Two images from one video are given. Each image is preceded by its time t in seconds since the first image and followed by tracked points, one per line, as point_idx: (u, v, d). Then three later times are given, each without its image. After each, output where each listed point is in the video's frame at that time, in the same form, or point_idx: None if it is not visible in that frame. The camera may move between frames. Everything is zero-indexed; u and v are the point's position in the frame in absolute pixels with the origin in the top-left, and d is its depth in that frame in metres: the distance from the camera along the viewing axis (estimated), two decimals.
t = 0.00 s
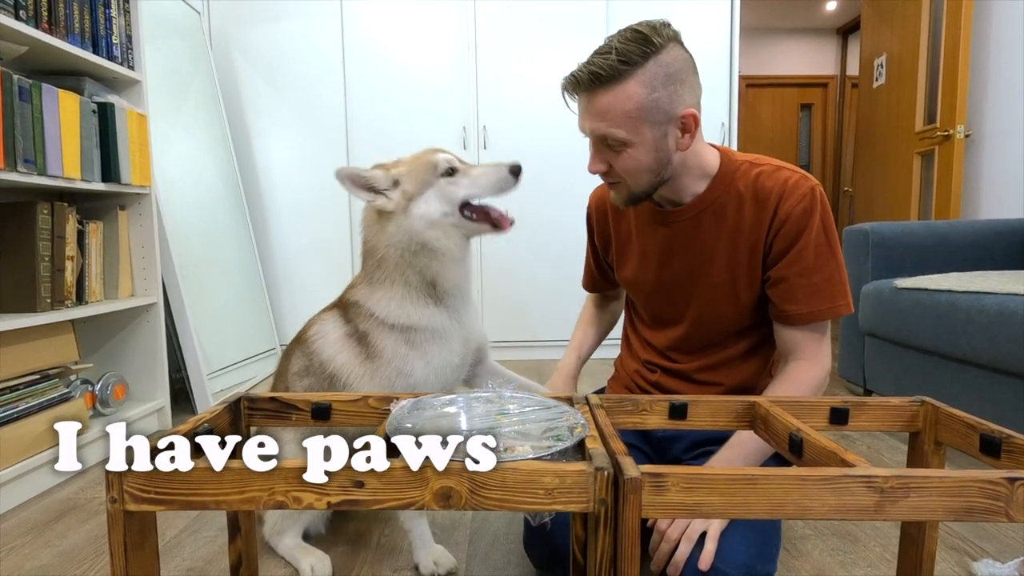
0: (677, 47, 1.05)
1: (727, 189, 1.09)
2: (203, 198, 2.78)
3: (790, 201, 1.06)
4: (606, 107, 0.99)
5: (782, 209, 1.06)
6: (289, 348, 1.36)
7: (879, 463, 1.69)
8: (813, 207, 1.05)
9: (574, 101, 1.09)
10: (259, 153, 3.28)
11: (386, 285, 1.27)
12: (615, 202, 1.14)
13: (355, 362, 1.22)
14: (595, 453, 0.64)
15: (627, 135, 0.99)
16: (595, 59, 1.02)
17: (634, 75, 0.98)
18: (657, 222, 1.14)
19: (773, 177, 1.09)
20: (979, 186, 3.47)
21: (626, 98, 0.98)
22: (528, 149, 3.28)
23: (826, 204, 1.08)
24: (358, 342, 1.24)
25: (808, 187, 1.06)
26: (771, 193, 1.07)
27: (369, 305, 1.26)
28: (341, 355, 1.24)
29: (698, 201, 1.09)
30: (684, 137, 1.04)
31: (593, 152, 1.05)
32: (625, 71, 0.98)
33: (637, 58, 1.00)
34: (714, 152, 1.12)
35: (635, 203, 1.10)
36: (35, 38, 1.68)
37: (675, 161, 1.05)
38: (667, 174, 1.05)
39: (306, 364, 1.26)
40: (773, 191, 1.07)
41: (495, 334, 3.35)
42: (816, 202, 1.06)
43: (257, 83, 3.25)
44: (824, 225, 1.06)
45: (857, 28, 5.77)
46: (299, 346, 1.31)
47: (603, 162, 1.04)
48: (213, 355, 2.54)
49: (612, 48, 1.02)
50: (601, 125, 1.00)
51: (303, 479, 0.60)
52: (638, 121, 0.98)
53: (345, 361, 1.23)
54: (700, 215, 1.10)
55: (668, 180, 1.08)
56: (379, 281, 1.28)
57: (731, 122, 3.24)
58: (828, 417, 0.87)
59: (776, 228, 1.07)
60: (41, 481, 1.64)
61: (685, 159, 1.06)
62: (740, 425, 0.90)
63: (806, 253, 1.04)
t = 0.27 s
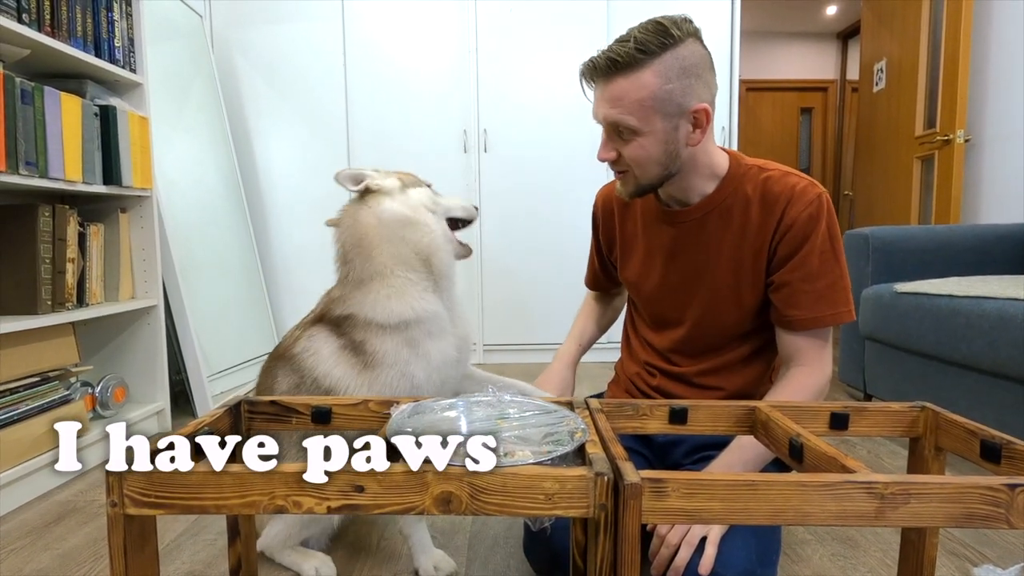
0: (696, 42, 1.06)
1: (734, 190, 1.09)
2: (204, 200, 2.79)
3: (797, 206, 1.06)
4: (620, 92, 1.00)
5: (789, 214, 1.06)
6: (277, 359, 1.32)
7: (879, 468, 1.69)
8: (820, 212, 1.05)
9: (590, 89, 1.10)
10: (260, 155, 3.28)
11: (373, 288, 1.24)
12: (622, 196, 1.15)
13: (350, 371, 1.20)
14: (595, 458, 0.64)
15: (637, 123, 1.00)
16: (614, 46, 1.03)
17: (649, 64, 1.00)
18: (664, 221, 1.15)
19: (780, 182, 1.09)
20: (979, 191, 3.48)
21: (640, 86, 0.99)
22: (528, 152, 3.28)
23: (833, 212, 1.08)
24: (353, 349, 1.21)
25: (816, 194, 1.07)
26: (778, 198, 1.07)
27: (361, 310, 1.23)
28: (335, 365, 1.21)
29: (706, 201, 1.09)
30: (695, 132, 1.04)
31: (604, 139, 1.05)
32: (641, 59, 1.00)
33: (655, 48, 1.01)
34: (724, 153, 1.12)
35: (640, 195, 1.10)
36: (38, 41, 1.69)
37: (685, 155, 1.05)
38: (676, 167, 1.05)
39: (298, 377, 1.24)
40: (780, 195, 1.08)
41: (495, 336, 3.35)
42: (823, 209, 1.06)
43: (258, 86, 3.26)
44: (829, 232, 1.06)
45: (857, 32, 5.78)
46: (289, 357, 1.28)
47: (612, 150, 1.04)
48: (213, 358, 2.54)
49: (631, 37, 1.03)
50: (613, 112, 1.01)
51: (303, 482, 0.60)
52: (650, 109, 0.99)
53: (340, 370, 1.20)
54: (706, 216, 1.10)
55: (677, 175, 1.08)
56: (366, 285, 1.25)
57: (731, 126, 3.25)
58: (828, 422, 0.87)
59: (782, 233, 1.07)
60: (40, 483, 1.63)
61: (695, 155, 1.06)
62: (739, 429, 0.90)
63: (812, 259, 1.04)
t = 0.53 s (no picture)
0: (705, 48, 1.05)
1: (744, 191, 1.09)
2: (206, 200, 2.79)
3: (807, 207, 1.06)
4: (632, 102, 0.98)
5: (800, 215, 1.06)
6: (272, 353, 1.31)
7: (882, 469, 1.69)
8: (830, 214, 1.05)
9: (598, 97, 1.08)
10: (262, 155, 3.29)
11: (398, 290, 1.33)
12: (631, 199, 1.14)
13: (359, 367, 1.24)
14: (598, 458, 0.64)
15: (650, 132, 0.99)
16: (625, 55, 1.02)
17: (661, 73, 0.99)
18: (674, 219, 1.15)
19: (791, 183, 1.09)
20: (981, 192, 3.47)
21: (652, 96, 0.98)
22: (531, 153, 3.28)
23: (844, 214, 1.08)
24: (364, 347, 1.26)
25: (827, 196, 1.07)
26: (788, 199, 1.07)
27: (380, 311, 1.30)
28: (345, 361, 1.25)
29: (716, 202, 1.09)
30: (706, 138, 1.04)
31: (614, 147, 1.04)
32: (653, 68, 0.99)
33: (665, 56, 1.00)
34: (733, 156, 1.12)
35: (651, 199, 1.10)
36: (42, 43, 1.69)
37: (695, 161, 1.05)
38: (686, 174, 1.05)
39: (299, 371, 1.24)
40: (791, 196, 1.07)
41: (497, 336, 3.35)
42: (834, 211, 1.06)
43: (260, 86, 3.26)
44: (839, 233, 1.06)
45: (859, 32, 5.78)
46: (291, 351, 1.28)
47: (623, 158, 1.03)
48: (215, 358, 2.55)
49: (641, 45, 1.02)
50: (624, 121, 0.99)
51: (306, 482, 0.60)
52: (662, 119, 0.98)
53: (350, 365, 1.24)
54: (716, 215, 1.10)
55: (687, 179, 1.08)
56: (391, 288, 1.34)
57: (733, 126, 3.24)
58: (831, 423, 0.87)
59: (792, 233, 1.07)
60: (44, 482, 1.64)
61: (706, 160, 1.06)
62: (742, 430, 0.90)
63: (821, 260, 1.04)
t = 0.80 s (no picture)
0: (716, 44, 1.04)
1: (754, 189, 1.09)
2: (205, 199, 2.79)
3: (817, 206, 1.07)
4: (646, 101, 0.97)
5: (809, 213, 1.07)
6: (271, 340, 1.38)
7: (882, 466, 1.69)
8: (838, 213, 1.06)
9: (607, 97, 1.07)
10: (262, 155, 3.29)
11: (383, 277, 1.44)
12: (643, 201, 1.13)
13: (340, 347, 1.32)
14: (598, 455, 0.64)
15: (664, 131, 0.98)
16: (636, 53, 1.00)
17: (674, 71, 0.98)
18: (683, 217, 1.14)
19: (800, 181, 1.09)
20: (982, 189, 3.47)
21: (666, 95, 0.97)
22: (531, 151, 3.28)
23: (851, 212, 1.09)
24: (351, 331, 1.34)
25: (835, 194, 1.08)
26: (798, 197, 1.08)
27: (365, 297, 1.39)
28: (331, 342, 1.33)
29: (726, 201, 1.10)
30: (720, 135, 1.04)
31: (627, 148, 1.03)
32: (666, 66, 0.97)
33: (678, 54, 0.99)
34: (741, 152, 1.13)
35: (664, 201, 1.09)
36: (41, 41, 1.69)
37: (708, 158, 1.05)
38: (700, 171, 1.05)
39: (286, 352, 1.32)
40: (800, 195, 1.08)
41: (497, 335, 3.35)
42: (842, 209, 1.07)
43: (260, 85, 3.26)
44: (847, 232, 1.07)
45: (859, 30, 5.77)
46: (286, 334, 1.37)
47: (637, 159, 1.03)
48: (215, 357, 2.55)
49: (653, 44, 1.01)
50: (638, 120, 0.98)
51: (305, 479, 0.60)
52: (676, 117, 0.98)
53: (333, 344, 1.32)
54: (725, 214, 1.10)
55: (700, 178, 1.07)
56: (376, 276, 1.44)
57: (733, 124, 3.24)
58: (831, 420, 0.87)
59: (801, 231, 1.08)
60: (44, 481, 1.64)
61: (718, 156, 1.06)
62: (742, 427, 0.90)
63: (828, 258, 1.05)
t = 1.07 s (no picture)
0: (733, 38, 1.05)
1: (767, 189, 1.09)
2: (208, 199, 2.79)
3: (830, 207, 1.06)
4: (664, 96, 0.97)
5: (822, 214, 1.07)
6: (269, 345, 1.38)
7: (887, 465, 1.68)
8: (851, 215, 1.06)
9: (622, 91, 1.07)
10: (265, 154, 3.29)
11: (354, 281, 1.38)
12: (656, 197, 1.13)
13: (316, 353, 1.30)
14: (601, 455, 0.64)
15: (682, 126, 0.98)
16: (653, 47, 1.00)
17: (692, 65, 0.98)
18: (693, 217, 1.14)
19: (812, 182, 1.09)
20: (986, 187, 3.46)
21: (685, 89, 0.97)
22: (534, 150, 3.28)
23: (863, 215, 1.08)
24: (332, 335, 1.31)
25: (847, 196, 1.07)
26: (810, 198, 1.08)
27: (342, 301, 1.36)
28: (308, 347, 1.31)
29: (738, 200, 1.10)
30: (737, 130, 1.05)
31: (642, 143, 1.03)
32: (684, 61, 0.97)
33: (697, 48, 0.99)
34: (754, 150, 1.13)
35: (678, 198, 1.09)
36: (45, 41, 1.70)
37: (725, 154, 1.05)
38: (716, 168, 1.05)
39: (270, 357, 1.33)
40: (813, 196, 1.08)
41: (500, 334, 3.35)
42: (855, 211, 1.07)
43: (263, 85, 3.26)
44: (859, 234, 1.06)
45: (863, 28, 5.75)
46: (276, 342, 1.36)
47: (652, 154, 1.02)
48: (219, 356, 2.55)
49: (671, 37, 1.00)
50: (655, 115, 0.98)
51: (310, 479, 0.60)
52: (695, 112, 0.98)
53: (310, 350, 1.30)
54: (737, 214, 1.10)
55: (714, 175, 1.07)
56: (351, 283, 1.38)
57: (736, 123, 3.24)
58: (835, 419, 0.87)
59: (814, 233, 1.07)
60: (49, 480, 1.64)
61: (735, 152, 1.07)
62: (746, 427, 0.90)
63: (839, 260, 1.05)
